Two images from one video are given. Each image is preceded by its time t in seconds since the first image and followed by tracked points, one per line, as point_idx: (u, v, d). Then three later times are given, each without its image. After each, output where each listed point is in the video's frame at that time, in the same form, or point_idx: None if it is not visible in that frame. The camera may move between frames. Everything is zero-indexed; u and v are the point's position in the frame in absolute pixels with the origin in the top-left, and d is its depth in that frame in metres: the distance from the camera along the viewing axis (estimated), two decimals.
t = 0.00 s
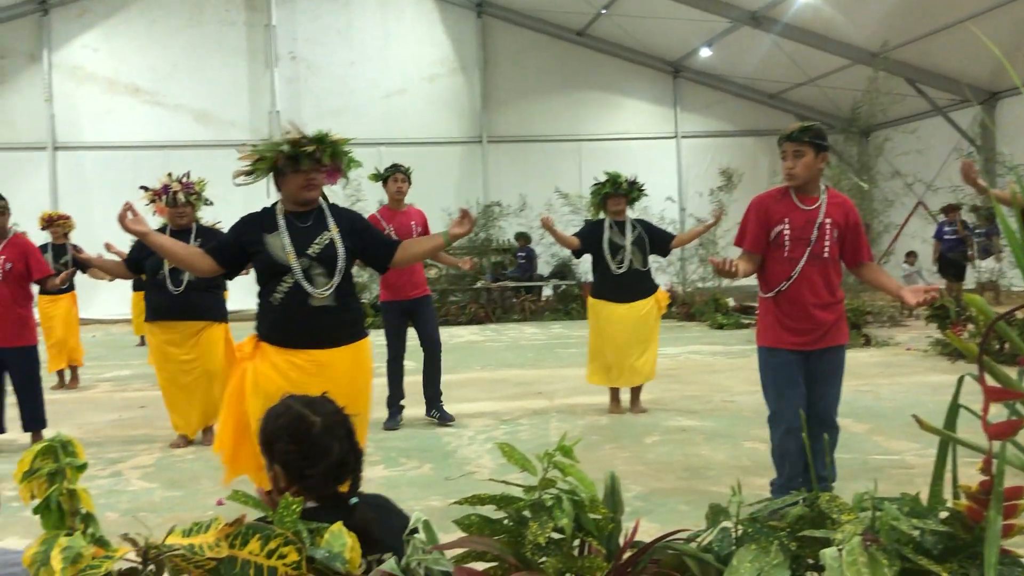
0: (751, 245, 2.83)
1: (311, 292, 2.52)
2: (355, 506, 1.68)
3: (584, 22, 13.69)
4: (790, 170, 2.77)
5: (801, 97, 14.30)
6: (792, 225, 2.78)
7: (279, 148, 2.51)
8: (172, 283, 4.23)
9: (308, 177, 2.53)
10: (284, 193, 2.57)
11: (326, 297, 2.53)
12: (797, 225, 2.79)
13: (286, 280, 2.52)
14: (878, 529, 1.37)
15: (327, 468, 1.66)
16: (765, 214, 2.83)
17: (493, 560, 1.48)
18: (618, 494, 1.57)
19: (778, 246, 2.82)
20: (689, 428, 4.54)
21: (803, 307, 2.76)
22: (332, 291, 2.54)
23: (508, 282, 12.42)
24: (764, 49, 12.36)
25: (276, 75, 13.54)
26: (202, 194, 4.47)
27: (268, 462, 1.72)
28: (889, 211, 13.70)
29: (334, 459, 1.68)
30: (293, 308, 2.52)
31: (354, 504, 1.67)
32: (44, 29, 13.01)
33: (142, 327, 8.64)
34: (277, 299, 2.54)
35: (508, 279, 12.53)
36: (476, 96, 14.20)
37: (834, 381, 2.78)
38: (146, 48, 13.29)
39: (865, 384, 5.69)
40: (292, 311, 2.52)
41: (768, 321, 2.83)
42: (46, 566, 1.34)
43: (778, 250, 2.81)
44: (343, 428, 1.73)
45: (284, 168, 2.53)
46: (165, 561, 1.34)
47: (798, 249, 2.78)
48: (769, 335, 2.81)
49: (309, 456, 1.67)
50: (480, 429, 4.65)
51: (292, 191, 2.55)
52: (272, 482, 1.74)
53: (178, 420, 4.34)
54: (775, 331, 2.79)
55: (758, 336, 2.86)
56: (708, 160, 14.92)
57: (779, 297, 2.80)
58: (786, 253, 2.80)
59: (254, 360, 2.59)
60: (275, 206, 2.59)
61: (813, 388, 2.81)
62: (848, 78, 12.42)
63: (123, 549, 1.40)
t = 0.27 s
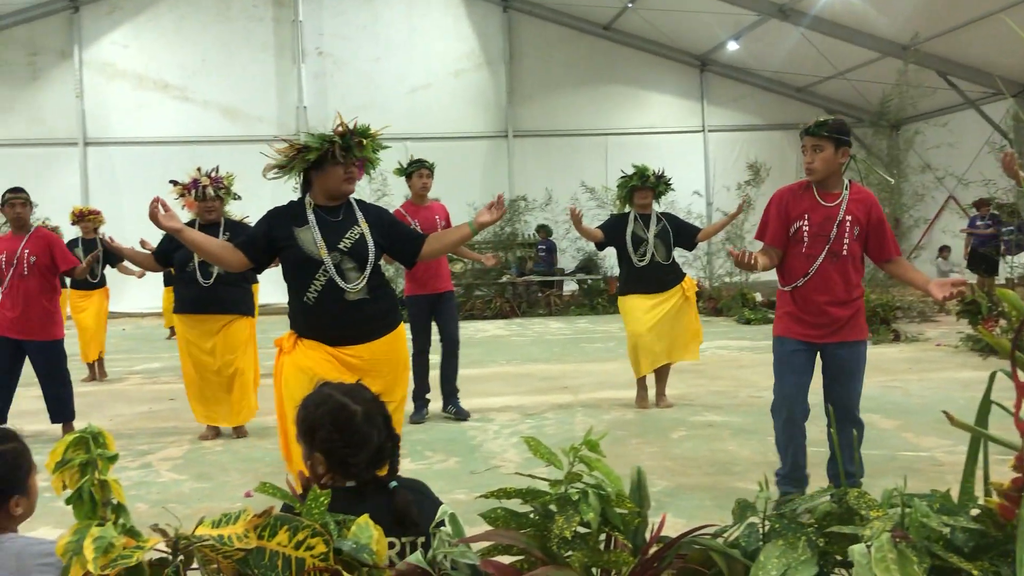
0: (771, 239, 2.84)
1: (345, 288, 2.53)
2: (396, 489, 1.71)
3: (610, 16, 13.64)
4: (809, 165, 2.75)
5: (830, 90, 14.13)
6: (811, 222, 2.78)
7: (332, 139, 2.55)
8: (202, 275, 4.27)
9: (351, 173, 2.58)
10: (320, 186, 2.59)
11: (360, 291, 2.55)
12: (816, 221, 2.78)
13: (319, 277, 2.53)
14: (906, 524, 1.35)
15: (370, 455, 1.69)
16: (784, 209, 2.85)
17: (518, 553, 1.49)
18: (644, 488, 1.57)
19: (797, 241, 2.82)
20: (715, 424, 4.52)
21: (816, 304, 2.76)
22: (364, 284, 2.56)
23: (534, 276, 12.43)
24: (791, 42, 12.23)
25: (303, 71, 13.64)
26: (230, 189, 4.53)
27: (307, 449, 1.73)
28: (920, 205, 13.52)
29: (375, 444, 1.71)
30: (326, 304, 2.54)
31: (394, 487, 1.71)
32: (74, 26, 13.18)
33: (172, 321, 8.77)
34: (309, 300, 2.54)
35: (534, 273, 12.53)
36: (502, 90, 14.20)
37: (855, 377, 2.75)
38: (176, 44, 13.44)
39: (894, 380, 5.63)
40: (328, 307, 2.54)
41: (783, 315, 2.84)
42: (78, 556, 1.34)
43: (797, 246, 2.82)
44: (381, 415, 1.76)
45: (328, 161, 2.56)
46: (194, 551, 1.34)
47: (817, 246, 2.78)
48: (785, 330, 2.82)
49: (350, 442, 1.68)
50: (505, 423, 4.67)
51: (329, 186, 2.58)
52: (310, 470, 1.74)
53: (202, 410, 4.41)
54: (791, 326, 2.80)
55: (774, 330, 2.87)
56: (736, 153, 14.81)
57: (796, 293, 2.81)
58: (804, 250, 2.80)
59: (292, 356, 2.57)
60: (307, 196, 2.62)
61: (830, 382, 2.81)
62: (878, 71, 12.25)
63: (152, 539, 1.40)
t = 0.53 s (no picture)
0: (763, 244, 2.82)
1: (364, 284, 2.55)
2: (411, 481, 1.73)
3: (630, 14, 13.60)
4: (799, 164, 2.76)
5: (852, 87, 14.01)
6: (805, 223, 2.76)
7: (354, 135, 2.55)
8: (228, 273, 4.32)
9: (371, 170, 2.58)
10: (340, 182, 2.59)
11: (377, 289, 2.57)
12: (810, 222, 2.77)
13: (337, 271, 2.53)
14: (929, 525, 1.34)
15: (390, 452, 1.73)
16: (776, 212, 2.81)
17: (537, 552, 1.49)
18: (664, 487, 1.57)
19: (791, 244, 2.80)
20: (734, 423, 4.51)
21: (815, 305, 2.74)
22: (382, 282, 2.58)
23: (553, 275, 12.45)
24: (813, 39, 12.12)
25: (324, 70, 13.71)
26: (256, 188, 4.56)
27: (330, 443, 1.78)
28: (943, 203, 13.38)
29: (395, 442, 1.75)
30: (343, 300, 2.54)
31: (411, 480, 1.73)
32: (97, 26, 13.32)
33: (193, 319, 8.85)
34: (324, 291, 2.54)
35: (553, 272, 12.54)
36: (522, 89, 14.20)
37: (858, 377, 2.74)
38: (198, 44, 13.56)
39: (916, 379, 5.58)
40: (341, 300, 2.54)
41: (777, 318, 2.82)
42: (103, 552, 1.33)
43: (791, 249, 2.80)
44: (403, 413, 1.80)
45: (350, 157, 2.56)
46: (216, 547, 1.34)
47: (811, 247, 2.76)
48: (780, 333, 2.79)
49: (374, 437, 1.73)
50: (524, 421, 4.68)
51: (350, 182, 2.58)
52: (333, 463, 1.80)
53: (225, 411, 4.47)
54: (787, 330, 2.77)
55: (768, 334, 2.84)
56: (757, 151, 14.73)
57: (792, 295, 2.78)
58: (798, 252, 2.78)
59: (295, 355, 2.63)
60: (324, 196, 2.62)
61: (834, 384, 2.79)
62: (901, 68, 12.13)
63: (175, 535, 1.41)
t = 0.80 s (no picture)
0: (755, 246, 2.76)
1: (389, 282, 2.58)
2: (422, 480, 1.75)
3: (649, 14, 13.57)
4: (788, 165, 2.74)
5: (872, 86, 13.91)
6: (799, 225, 2.74)
7: (368, 134, 2.56)
8: (247, 274, 4.35)
9: (385, 169, 2.60)
10: (353, 181, 2.60)
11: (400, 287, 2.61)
12: (802, 223, 2.75)
13: (362, 271, 2.54)
14: (950, 528, 1.33)
15: (403, 456, 1.75)
16: (768, 213, 2.78)
17: (555, 552, 1.49)
18: (682, 488, 1.57)
19: (784, 246, 2.77)
20: (753, 424, 4.48)
21: (814, 307, 2.72)
22: (404, 281, 2.63)
23: (571, 275, 12.45)
24: (832, 38, 12.04)
25: (342, 71, 13.79)
26: (276, 189, 4.60)
27: (345, 447, 1.80)
28: (964, 202, 13.25)
29: (409, 447, 1.77)
30: (365, 300, 2.56)
31: (423, 479, 1.75)
32: (119, 29, 13.46)
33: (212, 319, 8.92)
34: (348, 288, 2.55)
35: (571, 272, 12.54)
36: (539, 89, 14.20)
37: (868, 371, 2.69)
38: (218, 46, 13.68)
39: (936, 381, 5.53)
40: (366, 300, 2.56)
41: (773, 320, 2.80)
42: (123, 551, 1.36)
43: (785, 251, 2.76)
44: (418, 421, 1.82)
45: (364, 156, 2.57)
46: (235, 546, 1.35)
47: (804, 248, 2.75)
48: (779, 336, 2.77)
49: (388, 441, 1.76)
50: (541, 422, 4.68)
51: (364, 181, 2.59)
52: (349, 469, 1.82)
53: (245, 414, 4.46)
54: (784, 330, 2.76)
55: (763, 336, 2.81)
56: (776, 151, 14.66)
57: (789, 298, 2.76)
58: (793, 253, 2.75)
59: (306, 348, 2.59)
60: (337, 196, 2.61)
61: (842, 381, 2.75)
62: (922, 67, 12.02)
63: (195, 534, 1.42)
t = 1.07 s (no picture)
0: (775, 248, 2.75)
1: (430, 280, 2.59)
2: (438, 479, 1.76)
3: (666, 14, 13.53)
4: (805, 165, 2.72)
5: (891, 85, 13.79)
6: (819, 224, 2.72)
7: (387, 136, 2.53)
8: (266, 276, 4.39)
9: (404, 169, 2.57)
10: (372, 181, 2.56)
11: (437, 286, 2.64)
12: (822, 222, 2.73)
13: (405, 270, 2.53)
14: (971, 531, 1.33)
15: (421, 456, 1.76)
16: (788, 213, 2.76)
17: (573, 553, 1.49)
18: (700, 489, 1.57)
19: (804, 245, 2.75)
20: (771, 425, 4.46)
21: (836, 306, 2.70)
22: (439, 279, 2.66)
23: (588, 276, 12.44)
24: (851, 37, 11.95)
25: (360, 72, 13.85)
26: (291, 191, 4.63)
27: (364, 445, 1.83)
28: (986, 202, 13.11)
29: (428, 448, 1.78)
30: (407, 301, 2.54)
31: (438, 478, 1.76)
32: (138, 32, 13.58)
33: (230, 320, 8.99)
34: (393, 290, 2.52)
35: (588, 273, 12.53)
36: (556, 90, 14.19)
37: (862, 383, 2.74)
38: (236, 48, 13.78)
39: (957, 382, 5.48)
40: (410, 301, 2.55)
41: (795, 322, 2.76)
42: (143, 549, 1.37)
43: (805, 250, 2.75)
44: (436, 423, 1.83)
45: (384, 156, 2.54)
46: (254, 545, 1.36)
47: (825, 248, 2.73)
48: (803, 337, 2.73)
49: (406, 441, 1.78)
50: (558, 423, 4.68)
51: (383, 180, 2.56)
52: (368, 468, 1.84)
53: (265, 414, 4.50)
54: (806, 332, 2.72)
55: (783, 337, 2.78)
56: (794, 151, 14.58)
57: (811, 297, 2.74)
58: (814, 253, 2.74)
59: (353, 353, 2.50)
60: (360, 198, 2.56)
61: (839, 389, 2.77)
62: (942, 66, 11.90)
63: (214, 533, 1.43)
